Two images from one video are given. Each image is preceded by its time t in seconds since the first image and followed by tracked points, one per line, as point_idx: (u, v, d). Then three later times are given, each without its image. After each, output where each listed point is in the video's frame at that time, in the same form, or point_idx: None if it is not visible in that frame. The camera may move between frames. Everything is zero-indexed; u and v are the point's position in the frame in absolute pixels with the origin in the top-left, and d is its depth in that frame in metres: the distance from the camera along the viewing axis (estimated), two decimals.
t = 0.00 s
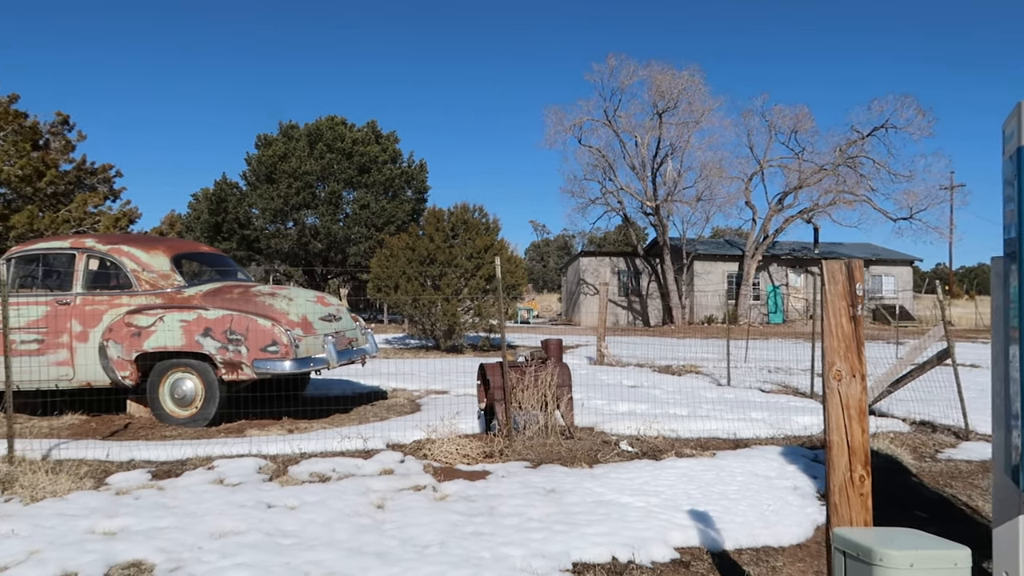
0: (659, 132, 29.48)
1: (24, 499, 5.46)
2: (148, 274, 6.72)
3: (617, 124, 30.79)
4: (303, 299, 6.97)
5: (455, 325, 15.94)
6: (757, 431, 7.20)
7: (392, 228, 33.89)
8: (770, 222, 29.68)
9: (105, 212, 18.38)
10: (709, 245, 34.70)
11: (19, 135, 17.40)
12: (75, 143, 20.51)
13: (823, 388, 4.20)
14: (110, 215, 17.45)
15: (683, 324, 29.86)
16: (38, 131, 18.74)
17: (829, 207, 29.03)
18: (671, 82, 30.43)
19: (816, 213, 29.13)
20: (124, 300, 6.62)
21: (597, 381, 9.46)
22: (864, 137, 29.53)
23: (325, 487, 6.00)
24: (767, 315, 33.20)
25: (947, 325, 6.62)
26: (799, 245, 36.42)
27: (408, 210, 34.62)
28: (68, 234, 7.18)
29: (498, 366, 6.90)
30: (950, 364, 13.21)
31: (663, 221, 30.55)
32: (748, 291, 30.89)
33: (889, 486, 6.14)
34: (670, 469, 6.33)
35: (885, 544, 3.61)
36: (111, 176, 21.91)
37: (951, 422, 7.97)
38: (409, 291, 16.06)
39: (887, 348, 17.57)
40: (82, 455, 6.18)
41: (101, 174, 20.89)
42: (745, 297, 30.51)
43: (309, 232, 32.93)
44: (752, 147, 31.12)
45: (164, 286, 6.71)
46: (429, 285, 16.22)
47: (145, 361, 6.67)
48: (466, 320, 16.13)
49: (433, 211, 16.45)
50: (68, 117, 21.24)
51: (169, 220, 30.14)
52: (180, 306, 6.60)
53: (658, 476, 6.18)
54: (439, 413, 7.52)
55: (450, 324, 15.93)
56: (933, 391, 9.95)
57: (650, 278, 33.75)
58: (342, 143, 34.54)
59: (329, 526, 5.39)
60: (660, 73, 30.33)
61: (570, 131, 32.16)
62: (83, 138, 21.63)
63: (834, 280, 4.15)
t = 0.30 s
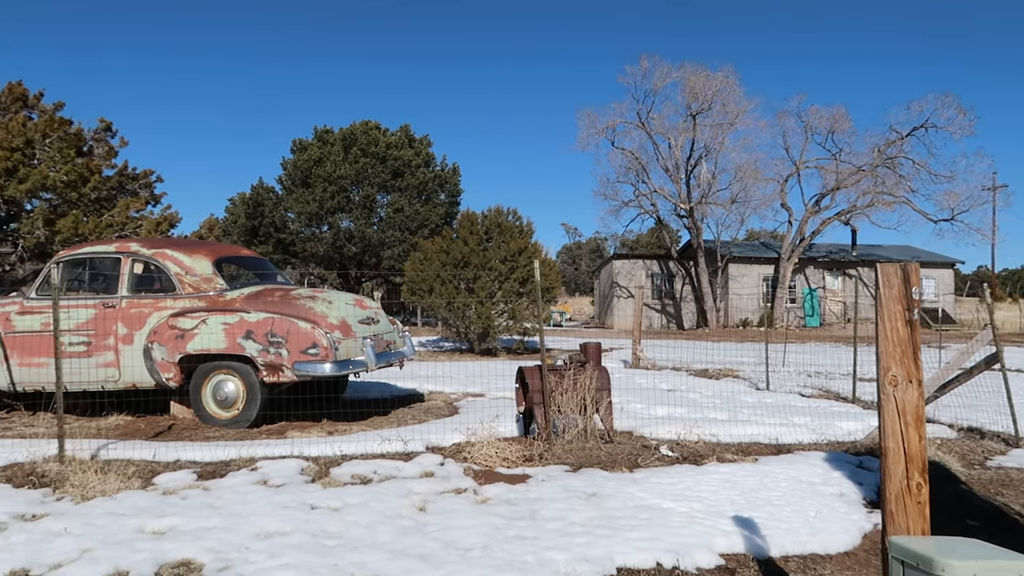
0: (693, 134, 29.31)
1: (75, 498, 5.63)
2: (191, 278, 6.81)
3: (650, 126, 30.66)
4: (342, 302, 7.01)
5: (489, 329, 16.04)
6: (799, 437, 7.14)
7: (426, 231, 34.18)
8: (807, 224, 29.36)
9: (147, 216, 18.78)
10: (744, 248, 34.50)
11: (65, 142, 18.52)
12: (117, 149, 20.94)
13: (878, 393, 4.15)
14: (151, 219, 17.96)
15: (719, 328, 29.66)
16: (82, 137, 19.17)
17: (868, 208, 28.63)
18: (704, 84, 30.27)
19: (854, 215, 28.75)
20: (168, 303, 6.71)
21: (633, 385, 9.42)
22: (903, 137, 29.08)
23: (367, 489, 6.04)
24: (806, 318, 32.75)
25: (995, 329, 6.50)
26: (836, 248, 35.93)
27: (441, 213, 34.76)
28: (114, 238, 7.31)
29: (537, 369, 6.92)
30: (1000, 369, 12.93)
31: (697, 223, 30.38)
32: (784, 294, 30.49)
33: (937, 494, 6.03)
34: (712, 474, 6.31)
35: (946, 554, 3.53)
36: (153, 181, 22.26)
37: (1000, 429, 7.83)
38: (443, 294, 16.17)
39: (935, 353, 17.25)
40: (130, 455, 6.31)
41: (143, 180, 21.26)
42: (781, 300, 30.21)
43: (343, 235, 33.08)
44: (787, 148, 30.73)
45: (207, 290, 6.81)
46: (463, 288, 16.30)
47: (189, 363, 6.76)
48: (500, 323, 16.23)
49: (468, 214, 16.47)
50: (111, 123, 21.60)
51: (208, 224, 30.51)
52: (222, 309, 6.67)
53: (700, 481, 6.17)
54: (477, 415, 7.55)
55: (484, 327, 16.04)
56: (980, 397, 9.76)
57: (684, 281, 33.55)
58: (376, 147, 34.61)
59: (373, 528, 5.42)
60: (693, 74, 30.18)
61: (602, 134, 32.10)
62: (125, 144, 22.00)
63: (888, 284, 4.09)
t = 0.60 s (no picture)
0: (737, 134, 29.00)
1: (134, 497, 5.79)
2: (242, 282, 6.92)
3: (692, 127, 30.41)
4: (389, 305, 7.06)
5: (532, 331, 16.14)
6: (853, 441, 7.02)
7: (467, 235, 34.00)
8: (854, 225, 28.83)
9: (197, 221, 19.14)
10: (790, 249, 34.03)
11: (119, 150, 18.86)
12: (168, 157, 21.40)
13: (945, 397, 4.04)
14: (200, 224, 18.27)
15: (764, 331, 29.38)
16: (135, 145, 19.60)
17: (918, 207, 28.02)
18: (748, 83, 29.96)
19: (903, 214, 28.16)
20: (220, 306, 6.83)
21: (680, 388, 9.34)
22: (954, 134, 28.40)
23: (416, 491, 6.07)
24: (853, 320, 31.78)
25: None
26: (884, 248, 35.18)
27: (483, 216, 34.67)
28: (167, 243, 7.48)
29: (584, 372, 6.91)
30: None
31: (741, 224, 30.06)
32: (830, 295, 30.18)
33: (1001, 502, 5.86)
34: (764, 479, 6.24)
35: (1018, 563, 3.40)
36: (203, 187, 22.67)
37: None
38: (486, 297, 16.30)
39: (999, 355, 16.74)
40: (185, 455, 6.46)
41: (192, 186, 21.63)
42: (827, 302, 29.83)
43: (386, 239, 33.46)
44: (833, 147, 30.16)
45: (257, 294, 6.91)
46: (506, 291, 16.39)
47: (240, 365, 6.87)
48: (543, 326, 16.29)
49: (509, 217, 16.47)
50: (162, 131, 22.08)
51: (255, 228, 31.00)
52: (272, 313, 6.76)
53: (751, 486, 6.10)
54: (524, 418, 7.56)
55: (527, 330, 16.16)
56: None
57: (728, 283, 33.17)
58: (417, 151, 34.92)
59: (424, 530, 5.44)
60: (736, 74, 29.90)
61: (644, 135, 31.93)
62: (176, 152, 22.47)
63: (955, 285, 3.96)
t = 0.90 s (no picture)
0: (777, 133, 28.63)
1: (184, 497, 5.90)
2: (286, 286, 7.01)
3: (731, 126, 30.11)
4: (429, 307, 7.10)
5: (570, 334, 16.10)
6: (903, 445, 6.87)
7: (505, 237, 34.27)
8: (899, 224, 28.23)
9: (240, 226, 19.50)
10: (832, 249, 33.49)
11: (164, 158, 19.29)
12: (212, 163, 21.79)
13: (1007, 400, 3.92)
14: (243, 228, 18.58)
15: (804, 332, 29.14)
16: (180, 151, 20.00)
17: (966, 205, 27.34)
18: (789, 81, 29.56)
19: (951, 213, 27.50)
20: (265, 309, 6.94)
21: (722, 391, 9.25)
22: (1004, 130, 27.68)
23: (460, 493, 6.09)
24: (900, 322, 31.41)
25: None
26: (930, 248, 34.37)
27: (520, 219, 35.03)
28: (213, 247, 7.61)
29: (626, 374, 6.87)
30: None
31: (782, 224, 29.69)
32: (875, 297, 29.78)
33: None
34: (812, 483, 6.14)
35: None
36: (246, 192, 23.03)
37: None
38: (524, 299, 16.32)
39: None
40: (232, 456, 6.57)
41: (235, 191, 21.95)
42: (871, 303, 29.39)
43: (424, 242, 33.42)
44: (877, 145, 29.53)
45: (300, 297, 6.99)
46: (543, 293, 16.38)
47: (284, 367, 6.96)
48: (581, 328, 16.26)
49: (547, 219, 16.47)
50: (207, 138, 22.50)
51: (297, 232, 31.45)
52: (314, 316, 6.84)
53: (799, 491, 6.00)
54: (565, 420, 7.55)
55: (565, 332, 16.13)
56: None
57: (768, 284, 32.81)
58: (455, 154, 35.32)
59: (468, 532, 5.44)
60: (777, 72, 29.52)
61: (682, 135, 31.71)
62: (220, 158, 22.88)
63: (1018, 285, 3.84)
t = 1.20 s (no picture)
0: (814, 131, 28.26)
1: (226, 496, 5.98)
2: (323, 287, 7.07)
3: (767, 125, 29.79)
4: (465, 309, 7.10)
5: (605, 334, 16.04)
6: (950, 449, 6.72)
7: (538, 238, 34.25)
8: (942, 222, 27.65)
9: (277, 229, 19.81)
10: (872, 249, 32.94)
11: (204, 162, 19.69)
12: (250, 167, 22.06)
13: None
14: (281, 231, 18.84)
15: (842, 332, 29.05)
16: (219, 155, 20.37)
17: (1011, 203, 26.66)
18: (826, 79, 29.16)
19: (995, 210, 26.84)
20: (303, 311, 7.01)
21: (761, 392, 9.14)
22: None
23: (497, 494, 6.08)
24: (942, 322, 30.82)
25: None
26: (973, 247, 33.60)
27: (553, 220, 35.02)
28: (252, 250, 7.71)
29: (664, 376, 6.82)
30: None
31: (820, 224, 29.30)
32: (916, 297, 29.23)
33: None
34: (856, 487, 6.03)
35: None
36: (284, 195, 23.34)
37: None
38: (558, 300, 16.30)
39: None
40: (273, 456, 6.65)
41: (272, 195, 22.20)
42: (912, 303, 28.96)
43: (458, 244, 33.58)
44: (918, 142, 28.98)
45: (338, 298, 7.04)
46: (578, 294, 16.35)
47: (322, 368, 7.03)
48: (615, 329, 16.20)
49: (581, 220, 16.49)
50: (245, 142, 22.85)
51: (332, 235, 31.83)
52: (352, 317, 6.89)
53: (843, 495, 5.90)
54: (602, 422, 7.52)
55: (599, 333, 16.06)
56: None
57: (806, 284, 32.37)
58: (488, 156, 34.92)
59: (506, 534, 5.42)
60: (814, 70, 29.16)
61: (716, 135, 31.44)
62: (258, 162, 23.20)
63: None
